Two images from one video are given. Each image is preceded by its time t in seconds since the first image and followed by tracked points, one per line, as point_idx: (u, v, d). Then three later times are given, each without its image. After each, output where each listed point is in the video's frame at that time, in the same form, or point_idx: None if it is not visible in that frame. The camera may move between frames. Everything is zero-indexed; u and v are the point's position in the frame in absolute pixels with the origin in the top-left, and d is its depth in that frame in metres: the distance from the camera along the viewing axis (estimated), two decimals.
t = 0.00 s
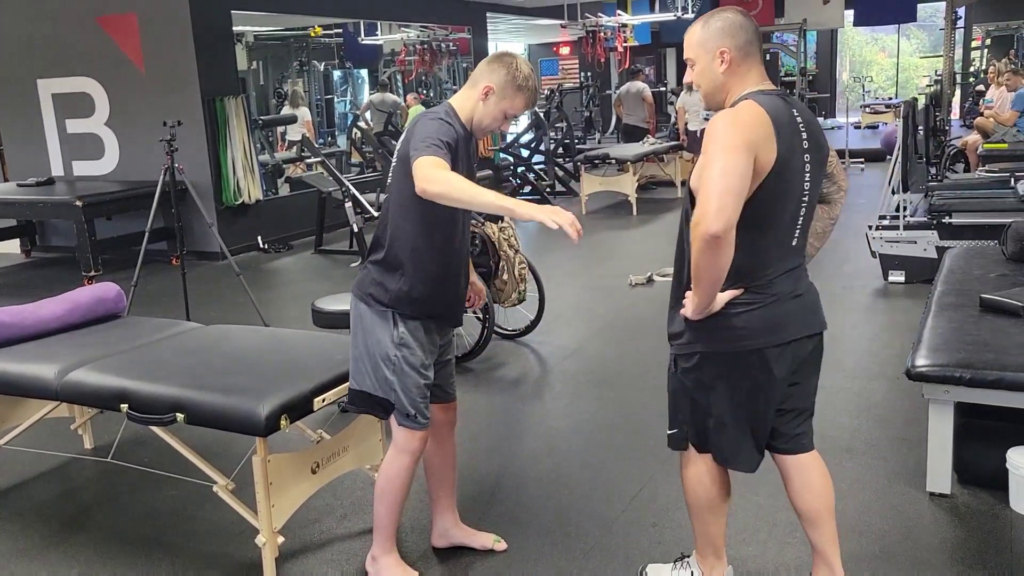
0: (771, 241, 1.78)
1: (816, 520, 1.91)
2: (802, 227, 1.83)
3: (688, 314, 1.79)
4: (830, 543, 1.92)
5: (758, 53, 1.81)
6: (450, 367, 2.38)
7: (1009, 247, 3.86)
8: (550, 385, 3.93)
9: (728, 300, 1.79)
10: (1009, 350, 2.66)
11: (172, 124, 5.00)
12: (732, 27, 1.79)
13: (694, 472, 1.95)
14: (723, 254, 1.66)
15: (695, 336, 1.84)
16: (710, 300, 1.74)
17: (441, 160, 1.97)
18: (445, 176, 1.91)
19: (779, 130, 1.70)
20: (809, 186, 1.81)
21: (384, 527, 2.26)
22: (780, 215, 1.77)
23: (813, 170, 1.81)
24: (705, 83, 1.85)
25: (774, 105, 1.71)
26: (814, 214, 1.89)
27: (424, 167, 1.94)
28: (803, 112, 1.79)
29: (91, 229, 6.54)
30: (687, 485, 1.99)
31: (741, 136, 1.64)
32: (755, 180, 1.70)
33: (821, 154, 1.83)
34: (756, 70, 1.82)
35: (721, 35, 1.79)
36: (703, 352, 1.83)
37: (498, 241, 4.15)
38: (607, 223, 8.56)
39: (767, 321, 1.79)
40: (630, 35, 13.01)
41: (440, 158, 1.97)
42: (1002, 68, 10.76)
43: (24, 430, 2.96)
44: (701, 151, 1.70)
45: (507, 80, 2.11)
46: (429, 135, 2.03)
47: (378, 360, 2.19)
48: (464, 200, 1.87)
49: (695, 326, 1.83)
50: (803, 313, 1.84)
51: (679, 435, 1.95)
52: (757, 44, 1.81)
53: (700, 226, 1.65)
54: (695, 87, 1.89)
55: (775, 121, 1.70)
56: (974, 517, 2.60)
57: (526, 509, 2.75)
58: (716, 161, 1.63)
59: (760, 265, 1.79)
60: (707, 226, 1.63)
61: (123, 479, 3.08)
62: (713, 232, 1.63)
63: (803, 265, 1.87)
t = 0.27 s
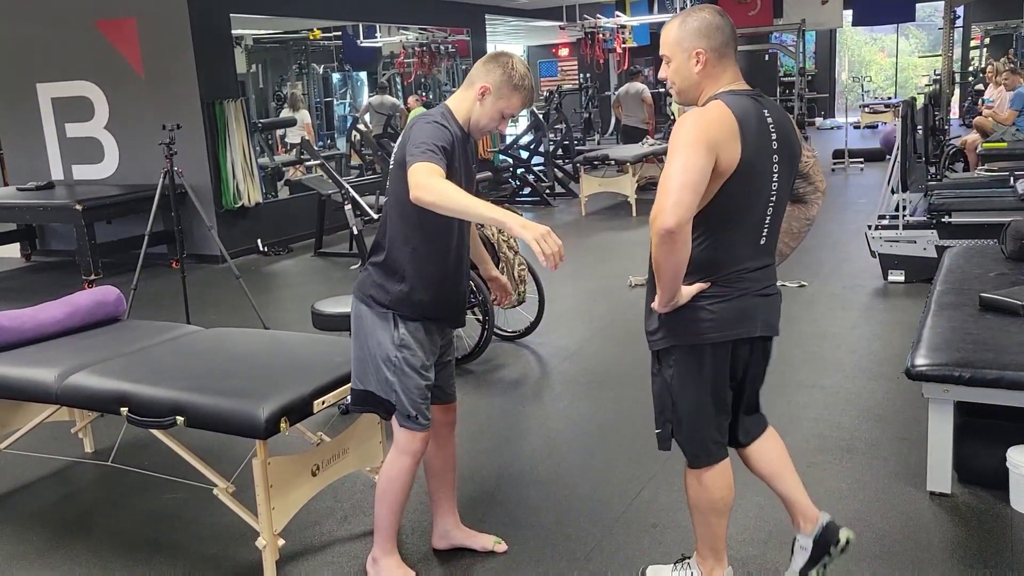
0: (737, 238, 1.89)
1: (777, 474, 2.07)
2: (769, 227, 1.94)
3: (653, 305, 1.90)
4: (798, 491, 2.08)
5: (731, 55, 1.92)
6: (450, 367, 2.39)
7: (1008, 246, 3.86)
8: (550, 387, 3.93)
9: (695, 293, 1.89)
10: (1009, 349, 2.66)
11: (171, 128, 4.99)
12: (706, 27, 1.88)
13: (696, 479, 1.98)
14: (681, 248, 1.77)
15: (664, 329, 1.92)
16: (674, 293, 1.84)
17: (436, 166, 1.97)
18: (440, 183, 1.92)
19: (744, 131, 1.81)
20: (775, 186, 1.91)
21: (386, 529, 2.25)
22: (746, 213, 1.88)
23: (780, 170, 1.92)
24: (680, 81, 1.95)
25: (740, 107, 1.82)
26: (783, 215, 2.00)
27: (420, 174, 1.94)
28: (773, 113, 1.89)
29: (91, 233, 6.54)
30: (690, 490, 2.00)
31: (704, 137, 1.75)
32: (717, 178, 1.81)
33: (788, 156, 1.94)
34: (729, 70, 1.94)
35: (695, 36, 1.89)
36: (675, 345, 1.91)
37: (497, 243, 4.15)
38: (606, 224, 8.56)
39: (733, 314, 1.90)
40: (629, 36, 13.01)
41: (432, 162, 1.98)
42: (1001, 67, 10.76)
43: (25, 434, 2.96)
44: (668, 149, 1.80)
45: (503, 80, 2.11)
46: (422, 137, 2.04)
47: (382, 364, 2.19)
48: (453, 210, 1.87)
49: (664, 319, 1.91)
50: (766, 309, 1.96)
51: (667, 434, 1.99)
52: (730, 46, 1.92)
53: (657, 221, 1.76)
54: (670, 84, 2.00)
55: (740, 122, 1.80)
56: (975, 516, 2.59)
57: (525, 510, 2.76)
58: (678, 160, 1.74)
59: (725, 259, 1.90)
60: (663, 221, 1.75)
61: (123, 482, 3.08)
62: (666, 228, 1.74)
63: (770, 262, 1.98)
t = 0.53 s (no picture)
0: (751, 237, 1.91)
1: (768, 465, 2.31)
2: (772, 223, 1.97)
3: (673, 306, 1.90)
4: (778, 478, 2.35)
5: (728, 59, 1.93)
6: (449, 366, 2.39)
7: (1005, 245, 3.87)
8: (549, 388, 3.93)
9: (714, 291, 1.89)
10: (1006, 349, 2.66)
11: (168, 130, 4.99)
12: (701, 33, 1.90)
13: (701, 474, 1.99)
14: (713, 251, 1.77)
15: (683, 327, 1.91)
16: (701, 295, 1.85)
17: (438, 161, 1.98)
18: (441, 175, 1.92)
19: (756, 133, 1.83)
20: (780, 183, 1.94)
21: (384, 530, 2.25)
22: (759, 213, 1.90)
23: (784, 168, 1.94)
24: (678, 87, 1.96)
25: (748, 108, 1.83)
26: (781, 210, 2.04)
27: (422, 169, 1.95)
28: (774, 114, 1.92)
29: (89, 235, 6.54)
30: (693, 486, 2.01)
31: (722, 140, 1.76)
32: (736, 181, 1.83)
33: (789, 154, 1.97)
34: (726, 75, 1.95)
35: (692, 41, 1.90)
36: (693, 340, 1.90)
37: (495, 244, 4.15)
38: (605, 225, 8.57)
39: (747, 309, 1.92)
40: (626, 37, 13.02)
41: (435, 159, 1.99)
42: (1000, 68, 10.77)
43: (23, 436, 2.97)
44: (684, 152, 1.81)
45: (501, 82, 2.11)
46: (423, 138, 2.04)
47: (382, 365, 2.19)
48: (456, 202, 1.87)
49: (681, 319, 1.91)
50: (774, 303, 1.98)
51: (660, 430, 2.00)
52: (726, 49, 1.93)
53: (691, 225, 1.76)
54: (666, 90, 2.00)
55: (752, 124, 1.82)
56: (973, 516, 2.60)
57: (524, 511, 2.75)
58: (703, 165, 1.74)
59: (742, 258, 1.91)
60: (700, 226, 1.75)
61: (122, 484, 3.08)
62: (704, 232, 1.75)
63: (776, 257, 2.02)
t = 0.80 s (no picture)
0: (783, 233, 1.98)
1: (788, 473, 2.31)
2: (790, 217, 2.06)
3: (720, 307, 1.92)
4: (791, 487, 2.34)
5: (744, 61, 1.98)
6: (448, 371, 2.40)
7: (1003, 246, 3.88)
8: (548, 389, 3.93)
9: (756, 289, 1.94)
10: (1004, 349, 2.67)
11: (165, 132, 4.99)
12: (719, 37, 1.93)
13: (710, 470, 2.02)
14: (778, 251, 1.83)
15: (722, 326, 1.95)
16: (754, 293, 1.90)
17: (441, 159, 1.99)
18: (445, 174, 1.93)
19: (788, 133, 1.90)
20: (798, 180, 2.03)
21: (384, 532, 2.24)
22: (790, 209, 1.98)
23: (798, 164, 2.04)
24: (698, 90, 1.98)
25: (778, 110, 1.91)
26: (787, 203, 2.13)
27: (426, 167, 1.95)
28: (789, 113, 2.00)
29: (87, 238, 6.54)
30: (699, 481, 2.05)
31: (768, 143, 1.82)
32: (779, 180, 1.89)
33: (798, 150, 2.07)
34: (744, 79, 1.98)
35: (713, 44, 1.93)
36: (733, 339, 1.94)
37: (494, 246, 4.15)
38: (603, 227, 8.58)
39: (781, 305, 1.99)
40: (624, 39, 13.02)
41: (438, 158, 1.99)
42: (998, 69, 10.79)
43: (21, 439, 2.96)
44: (730, 155, 1.84)
45: (501, 83, 2.11)
46: (425, 139, 2.04)
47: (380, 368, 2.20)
48: (465, 195, 1.88)
49: (719, 320, 1.95)
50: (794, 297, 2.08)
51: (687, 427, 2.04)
52: (743, 51, 1.98)
53: (759, 227, 1.80)
54: (683, 93, 2.02)
55: (784, 125, 1.89)
56: (972, 517, 2.60)
57: (524, 513, 2.76)
58: (762, 168, 1.79)
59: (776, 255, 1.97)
60: (772, 228, 1.79)
61: (121, 486, 3.08)
62: (776, 234, 1.79)
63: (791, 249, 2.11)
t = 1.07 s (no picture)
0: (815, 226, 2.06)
1: (796, 467, 2.30)
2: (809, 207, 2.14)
3: (775, 305, 1.98)
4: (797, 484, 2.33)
5: (757, 60, 2.02)
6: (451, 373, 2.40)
7: (1005, 246, 3.87)
8: (549, 391, 3.93)
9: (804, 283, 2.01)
10: (1006, 349, 2.66)
11: (165, 133, 4.98)
12: (734, 38, 1.97)
13: (736, 465, 2.05)
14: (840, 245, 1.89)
15: (772, 324, 2.02)
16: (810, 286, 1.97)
17: (450, 159, 1.98)
18: (455, 172, 1.92)
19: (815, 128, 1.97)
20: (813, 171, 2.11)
21: (387, 532, 2.25)
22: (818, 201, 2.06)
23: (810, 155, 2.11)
24: (717, 92, 2.02)
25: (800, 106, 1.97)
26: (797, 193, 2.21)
27: (436, 169, 1.94)
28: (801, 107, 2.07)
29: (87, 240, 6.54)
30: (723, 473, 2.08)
31: (809, 138, 1.87)
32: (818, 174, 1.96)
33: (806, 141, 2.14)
34: (760, 79, 2.03)
35: (729, 46, 1.97)
36: (781, 335, 2.03)
37: (494, 247, 4.14)
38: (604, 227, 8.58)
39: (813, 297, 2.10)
40: (624, 39, 13.02)
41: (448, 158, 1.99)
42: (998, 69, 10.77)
43: (21, 441, 2.96)
44: (774, 156, 1.88)
45: (505, 82, 2.11)
46: (434, 139, 2.03)
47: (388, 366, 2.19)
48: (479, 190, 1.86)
49: (772, 317, 2.02)
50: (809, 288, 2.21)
51: (732, 426, 2.07)
52: (756, 50, 2.02)
53: (824, 224, 1.86)
54: (700, 95, 2.05)
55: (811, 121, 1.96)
56: (974, 517, 2.59)
57: (526, 515, 2.75)
58: (815, 166, 1.84)
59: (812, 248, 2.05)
60: (840, 224, 1.85)
61: (121, 489, 3.07)
62: (842, 229, 1.85)
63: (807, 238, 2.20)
